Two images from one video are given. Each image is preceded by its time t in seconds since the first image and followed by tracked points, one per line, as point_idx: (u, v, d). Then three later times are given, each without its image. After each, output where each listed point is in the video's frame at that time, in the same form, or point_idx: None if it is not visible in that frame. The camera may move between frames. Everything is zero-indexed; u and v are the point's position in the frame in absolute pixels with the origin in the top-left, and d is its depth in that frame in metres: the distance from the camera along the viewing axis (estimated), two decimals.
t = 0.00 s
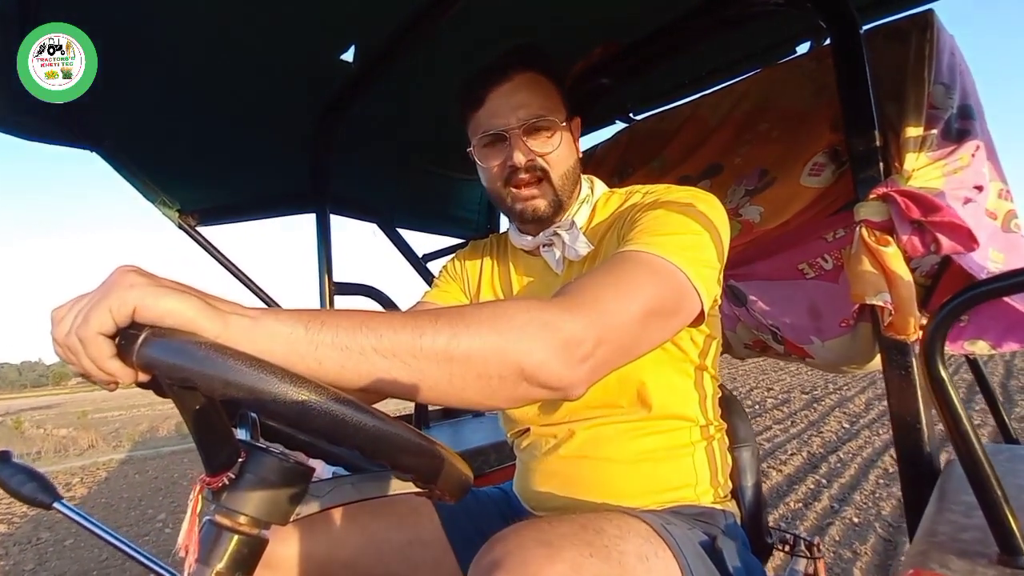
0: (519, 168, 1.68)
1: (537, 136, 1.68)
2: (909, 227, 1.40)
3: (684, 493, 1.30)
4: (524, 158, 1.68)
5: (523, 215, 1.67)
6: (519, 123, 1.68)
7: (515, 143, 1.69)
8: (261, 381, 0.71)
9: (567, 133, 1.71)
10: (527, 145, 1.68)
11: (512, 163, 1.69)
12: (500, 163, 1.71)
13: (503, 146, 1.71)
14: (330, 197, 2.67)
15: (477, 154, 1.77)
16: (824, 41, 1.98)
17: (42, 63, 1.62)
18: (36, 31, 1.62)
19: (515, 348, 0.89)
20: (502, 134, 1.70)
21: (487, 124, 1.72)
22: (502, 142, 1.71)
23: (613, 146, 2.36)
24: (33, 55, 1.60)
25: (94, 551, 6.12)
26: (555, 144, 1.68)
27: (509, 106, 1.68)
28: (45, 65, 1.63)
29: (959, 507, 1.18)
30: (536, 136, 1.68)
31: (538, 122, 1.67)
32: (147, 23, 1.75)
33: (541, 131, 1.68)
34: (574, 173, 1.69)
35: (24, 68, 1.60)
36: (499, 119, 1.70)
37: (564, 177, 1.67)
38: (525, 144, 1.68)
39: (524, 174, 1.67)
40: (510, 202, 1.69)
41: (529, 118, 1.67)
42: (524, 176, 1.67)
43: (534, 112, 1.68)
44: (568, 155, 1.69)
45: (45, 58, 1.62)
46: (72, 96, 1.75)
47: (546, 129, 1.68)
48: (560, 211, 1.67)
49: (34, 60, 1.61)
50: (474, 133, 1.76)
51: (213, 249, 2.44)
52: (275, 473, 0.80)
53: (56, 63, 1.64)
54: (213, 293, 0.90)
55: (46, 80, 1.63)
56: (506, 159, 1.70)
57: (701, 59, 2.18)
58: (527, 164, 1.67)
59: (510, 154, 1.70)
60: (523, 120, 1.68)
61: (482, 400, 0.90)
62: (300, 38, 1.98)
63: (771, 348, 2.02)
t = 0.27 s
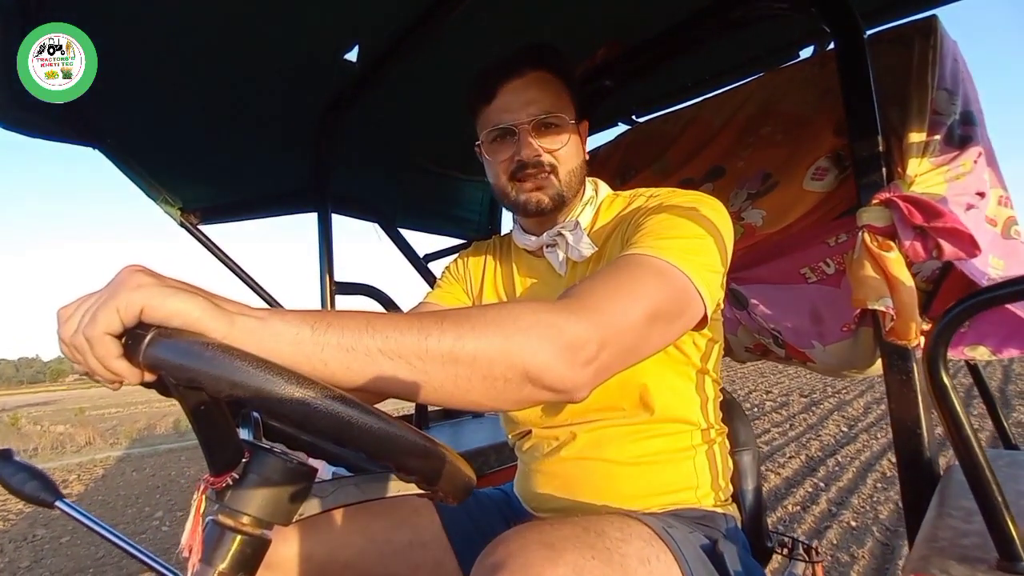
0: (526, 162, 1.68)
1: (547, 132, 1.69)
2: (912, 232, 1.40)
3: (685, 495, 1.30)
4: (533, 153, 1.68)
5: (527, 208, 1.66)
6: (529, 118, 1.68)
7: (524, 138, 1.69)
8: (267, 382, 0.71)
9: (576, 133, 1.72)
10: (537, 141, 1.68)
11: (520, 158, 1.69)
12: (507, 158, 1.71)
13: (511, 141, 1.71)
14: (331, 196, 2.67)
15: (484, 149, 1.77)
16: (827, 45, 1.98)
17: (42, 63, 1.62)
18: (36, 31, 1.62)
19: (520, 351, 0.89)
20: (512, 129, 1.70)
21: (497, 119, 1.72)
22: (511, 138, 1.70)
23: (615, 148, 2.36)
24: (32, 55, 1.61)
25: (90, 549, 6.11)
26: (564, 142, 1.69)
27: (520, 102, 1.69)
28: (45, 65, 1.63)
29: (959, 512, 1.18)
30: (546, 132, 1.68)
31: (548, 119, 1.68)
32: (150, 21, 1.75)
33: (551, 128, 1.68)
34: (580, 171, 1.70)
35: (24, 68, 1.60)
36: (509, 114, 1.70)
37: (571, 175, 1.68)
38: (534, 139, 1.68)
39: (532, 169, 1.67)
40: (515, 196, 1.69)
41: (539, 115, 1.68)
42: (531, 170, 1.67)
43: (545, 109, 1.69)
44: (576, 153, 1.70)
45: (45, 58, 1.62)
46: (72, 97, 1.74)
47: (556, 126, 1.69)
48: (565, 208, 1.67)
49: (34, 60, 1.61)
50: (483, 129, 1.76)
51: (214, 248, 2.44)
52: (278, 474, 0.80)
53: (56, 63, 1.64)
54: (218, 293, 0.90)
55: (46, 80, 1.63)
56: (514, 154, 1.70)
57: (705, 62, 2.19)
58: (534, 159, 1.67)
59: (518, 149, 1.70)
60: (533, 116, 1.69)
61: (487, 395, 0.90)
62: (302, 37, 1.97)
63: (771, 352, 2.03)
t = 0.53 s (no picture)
0: (525, 163, 1.68)
1: (545, 133, 1.69)
2: (910, 235, 1.40)
3: (682, 497, 1.30)
4: (531, 154, 1.68)
5: (526, 208, 1.67)
6: (528, 119, 1.68)
7: (522, 139, 1.69)
8: (263, 383, 0.71)
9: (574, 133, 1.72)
10: (536, 142, 1.68)
11: (519, 159, 1.69)
12: (506, 158, 1.71)
13: (510, 142, 1.71)
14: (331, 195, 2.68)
15: (483, 150, 1.77)
16: (827, 47, 1.98)
17: (42, 63, 1.63)
18: (37, 31, 1.63)
19: (517, 352, 0.89)
20: (511, 130, 1.70)
21: (495, 120, 1.72)
22: (509, 138, 1.71)
23: (614, 149, 2.37)
24: (32, 56, 1.61)
25: (89, 548, 6.11)
26: (564, 142, 1.69)
27: (519, 103, 1.69)
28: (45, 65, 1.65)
29: (956, 514, 1.18)
30: (545, 133, 1.69)
31: (547, 120, 1.68)
32: (150, 21, 1.75)
33: (549, 129, 1.69)
34: (578, 172, 1.70)
35: (24, 68, 1.61)
36: (507, 115, 1.70)
37: (571, 175, 1.69)
38: (533, 140, 1.68)
39: (531, 170, 1.67)
40: (514, 196, 1.69)
41: (538, 116, 1.68)
42: (530, 171, 1.67)
43: (543, 110, 1.69)
44: (575, 154, 1.71)
45: (44, 58, 1.63)
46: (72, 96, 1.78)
47: (554, 127, 1.69)
48: (563, 208, 1.67)
49: (34, 60, 1.61)
50: (481, 129, 1.76)
51: (214, 247, 2.44)
52: (276, 473, 0.80)
53: (56, 63, 1.65)
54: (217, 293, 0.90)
55: (46, 80, 1.65)
56: (512, 155, 1.70)
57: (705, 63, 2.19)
58: (533, 160, 1.67)
59: (516, 150, 1.70)
60: (532, 117, 1.69)
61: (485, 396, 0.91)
62: (302, 37, 1.98)
63: (770, 353, 2.04)
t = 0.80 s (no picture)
0: (503, 156, 1.72)
1: (524, 127, 1.71)
2: (908, 237, 1.40)
3: (678, 497, 1.30)
4: (509, 147, 1.71)
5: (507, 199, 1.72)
6: (509, 113, 1.72)
7: (502, 133, 1.72)
8: (262, 385, 0.71)
9: (557, 126, 1.72)
10: (514, 135, 1.71)
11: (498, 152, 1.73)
12: (489, 152, 1.77)
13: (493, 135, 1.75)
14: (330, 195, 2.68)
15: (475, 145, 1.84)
16: (826, 50, 1.98)
17: (42, 63, 1.64)
18: (37, 31, 1.64)
19: (511, 331, 0.90)
20: (493, 125, 1.75)
21: (484, 116, 1.79)
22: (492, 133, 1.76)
23: (614, 150, 2.36)
24: (33, 55, 1.62)
25: (87, 546, 6.11)
26: (545, 134, 1.71)
27: (504, 97, 1.74)
28: (45, 65, 1.66)
29: (953, 518, 1.18)
30: (524, 126, 1.71)
31: (525, 113, 1.71)
32: (149, 21, 1.75)
33: (527, 122, 1.71)
34: (562, 164, 1.72)
35: (24, 68, 1.62)
36: (494, 110, 1.76)
37: (552, 166, 1.70)
38: (512, 134, 1.71)
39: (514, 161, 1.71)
40: (499, 187, 1.75)
41: (518, 110, 1.72)
42: (509, 163, 1.71)
43: (525, 103, 1.73)
44: (560, 145, 1.72)
45: (45, 58, 1.64)
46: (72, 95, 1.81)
47: (533, 121, 1.71)
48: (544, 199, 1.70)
49: (34, 60, 1.62)
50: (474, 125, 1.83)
51: (212, 247, 2.44)
52: (271, 474, 0.80)
53: (56, 63, 1.66)
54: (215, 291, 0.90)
55: (46, 79, 1.66)
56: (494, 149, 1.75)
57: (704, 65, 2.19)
58: (512, 152, 1.71)
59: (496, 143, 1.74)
60: (512, 110, 1.73)
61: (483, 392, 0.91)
62: (301, 37, 1.97)
63: (768, 355, 2.04)
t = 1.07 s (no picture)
0: (505, 156, 1.74)
1: (526, 128, 1.74)
2: (905, 239, 1.41)
3: (675, 496, 1.31)
4: (511, 148, 1.74)
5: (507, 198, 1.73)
6: (512, 116, 1.76)
7: (506, 134, 1.76)
8: (266, 388, 0.72)
9: (559, 128, 1.75)
10: (516, 136, 1.74)
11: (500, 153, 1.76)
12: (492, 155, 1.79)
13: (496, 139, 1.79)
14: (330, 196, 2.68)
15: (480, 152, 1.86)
16: (825, 53, 1.99)
17: (42, 63, 1.64)
18: (39, 30, 1.64)
19: (507, 308, 0.92)
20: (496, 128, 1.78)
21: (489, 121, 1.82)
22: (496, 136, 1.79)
23: (614, 152, 2.36)
24: (32, 55, 1.62)
25: (86, 545, 6.11)
26: (545, 135, 1.73)
27: (508, 102, 1.78)
28: (45, 65, 1.66)
29: (947, 519, 1.18)
30: (526, 128, 1.74)
31: (528, 115, 1.74)
32: (149, 22, 1.76)
33: (529, 123, 1.74)
34: (563, 165, 1.71)
35: (24, 68, 1.61)
36: (498, 114, 1.80)
37: (552, 166, 1.71)
38: (515, 135, 1.74)
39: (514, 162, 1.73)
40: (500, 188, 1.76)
41: (521, 112, 1.75)
42: (510, 163, 1.73)
43: (528, 107, 1.76)
44: (561, 146, 1.72)
45: (44, 58, 1.64)
46: (71, 95, 1.81)
47: (535, 122, 1.74)
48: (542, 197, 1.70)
49: (34, 60, 1.62)
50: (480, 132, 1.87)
51: (211, 246, 2.44)
52: (271, 474, 0.81)
53: (56, 63, 1.66)
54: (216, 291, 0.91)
55: (46, 79, 1.66)
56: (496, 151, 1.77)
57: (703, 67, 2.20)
58: (513, 153, 1.73)
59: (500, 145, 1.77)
60: (515, 114, 1.76)
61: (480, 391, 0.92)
62: (301, 38, 1.98)
63: (767, 357, 2.05)
